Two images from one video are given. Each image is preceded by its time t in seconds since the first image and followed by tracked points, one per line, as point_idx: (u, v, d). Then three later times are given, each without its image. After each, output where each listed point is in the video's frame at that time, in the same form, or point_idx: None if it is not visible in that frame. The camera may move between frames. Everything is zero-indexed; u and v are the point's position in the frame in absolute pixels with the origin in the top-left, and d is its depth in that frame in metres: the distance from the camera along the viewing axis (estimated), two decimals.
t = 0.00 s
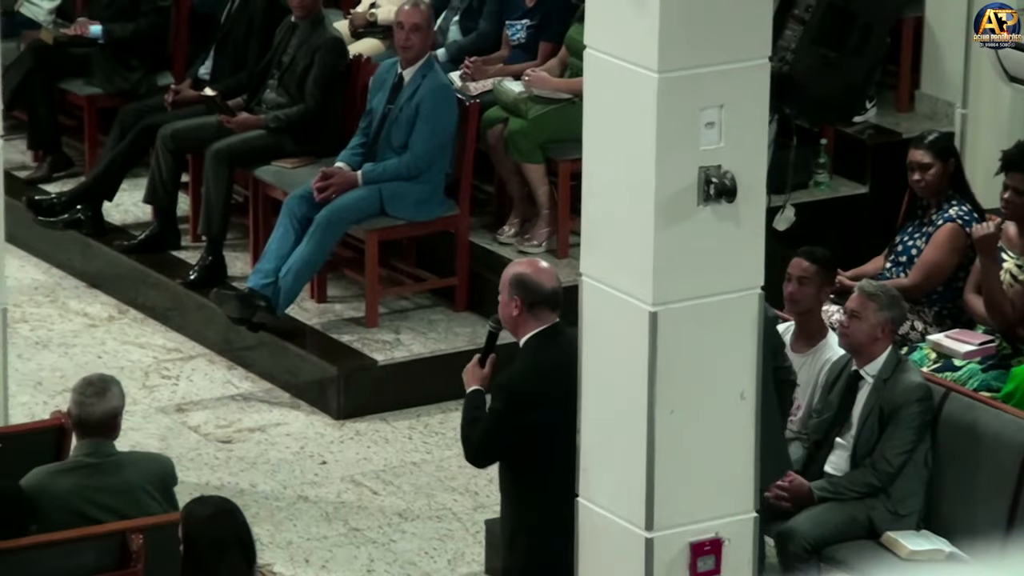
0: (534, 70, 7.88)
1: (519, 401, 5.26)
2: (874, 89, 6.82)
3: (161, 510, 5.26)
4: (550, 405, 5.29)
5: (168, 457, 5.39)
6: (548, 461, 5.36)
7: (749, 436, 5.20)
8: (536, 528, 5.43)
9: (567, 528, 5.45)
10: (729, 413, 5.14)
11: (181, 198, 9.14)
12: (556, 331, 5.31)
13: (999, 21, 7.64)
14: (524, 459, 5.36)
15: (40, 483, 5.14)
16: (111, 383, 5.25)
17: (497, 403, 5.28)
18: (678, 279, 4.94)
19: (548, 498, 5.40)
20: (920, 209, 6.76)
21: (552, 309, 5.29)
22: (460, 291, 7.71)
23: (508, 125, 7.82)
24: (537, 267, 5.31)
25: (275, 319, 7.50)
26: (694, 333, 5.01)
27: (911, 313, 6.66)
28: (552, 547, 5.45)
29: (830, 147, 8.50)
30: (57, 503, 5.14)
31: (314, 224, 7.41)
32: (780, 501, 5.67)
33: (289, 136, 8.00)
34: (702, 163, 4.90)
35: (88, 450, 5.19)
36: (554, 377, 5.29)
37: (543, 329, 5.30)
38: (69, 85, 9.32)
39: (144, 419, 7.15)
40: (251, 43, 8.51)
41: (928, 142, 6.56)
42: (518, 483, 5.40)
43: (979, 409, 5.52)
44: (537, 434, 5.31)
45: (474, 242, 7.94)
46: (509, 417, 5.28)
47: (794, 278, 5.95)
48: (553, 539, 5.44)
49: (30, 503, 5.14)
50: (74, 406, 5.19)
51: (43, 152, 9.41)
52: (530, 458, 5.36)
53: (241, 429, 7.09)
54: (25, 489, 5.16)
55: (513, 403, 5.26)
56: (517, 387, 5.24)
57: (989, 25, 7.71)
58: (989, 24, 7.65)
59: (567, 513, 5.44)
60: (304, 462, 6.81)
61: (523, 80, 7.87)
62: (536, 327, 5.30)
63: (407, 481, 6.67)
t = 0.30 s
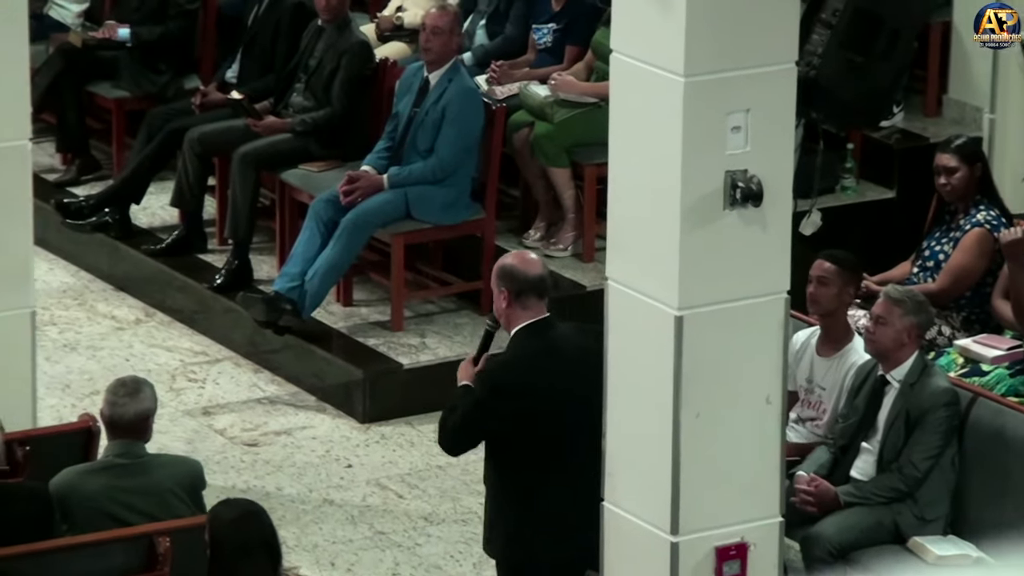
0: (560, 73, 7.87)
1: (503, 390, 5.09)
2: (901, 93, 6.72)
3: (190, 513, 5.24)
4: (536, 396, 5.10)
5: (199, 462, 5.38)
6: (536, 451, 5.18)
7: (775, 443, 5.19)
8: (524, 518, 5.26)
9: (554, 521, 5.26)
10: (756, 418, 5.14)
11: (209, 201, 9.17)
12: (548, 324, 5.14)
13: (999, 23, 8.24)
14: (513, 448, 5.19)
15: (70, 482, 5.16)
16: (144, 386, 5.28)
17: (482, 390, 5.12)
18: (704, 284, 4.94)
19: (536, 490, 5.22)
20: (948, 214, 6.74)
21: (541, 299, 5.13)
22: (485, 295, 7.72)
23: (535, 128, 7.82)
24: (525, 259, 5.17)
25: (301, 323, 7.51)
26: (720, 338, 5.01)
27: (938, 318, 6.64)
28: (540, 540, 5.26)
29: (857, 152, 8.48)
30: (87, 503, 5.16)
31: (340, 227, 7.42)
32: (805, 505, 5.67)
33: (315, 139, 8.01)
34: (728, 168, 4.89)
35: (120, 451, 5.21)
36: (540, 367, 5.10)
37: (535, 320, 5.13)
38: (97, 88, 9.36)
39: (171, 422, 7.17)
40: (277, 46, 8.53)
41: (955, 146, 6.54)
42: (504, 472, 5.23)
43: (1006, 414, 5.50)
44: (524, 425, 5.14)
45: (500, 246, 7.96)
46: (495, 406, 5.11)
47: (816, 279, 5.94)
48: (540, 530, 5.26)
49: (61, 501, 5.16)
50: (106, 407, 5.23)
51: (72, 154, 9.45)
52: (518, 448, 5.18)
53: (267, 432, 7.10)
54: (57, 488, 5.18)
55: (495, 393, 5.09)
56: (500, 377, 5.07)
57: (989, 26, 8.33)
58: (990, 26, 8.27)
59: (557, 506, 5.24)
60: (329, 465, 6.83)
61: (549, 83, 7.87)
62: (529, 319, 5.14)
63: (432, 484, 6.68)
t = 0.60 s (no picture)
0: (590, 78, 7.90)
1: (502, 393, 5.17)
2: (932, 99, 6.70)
3: (219, 518, 5.25)
4: (533, 398, 5.16)
5: (229, 465, 5.38)
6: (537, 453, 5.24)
7: (806, 450, 5.18)
8: (526, 520, 5.30)
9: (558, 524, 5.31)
10: (786, 423, 5.13)
11: (240, 206, 9.20)
12: (539, 325, 5.21)
13: (998, 21, 8.08)
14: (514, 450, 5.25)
15: (101, 487, 5.19)
16: (173, 390, 5.29)
17: (482, 395, 5.20)
18: (733, 289, 4.94)
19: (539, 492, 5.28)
20: (979, 221, 6.72)
21: (526, 298, 5.25)
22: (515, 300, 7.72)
23: (564, 133, 7.85)
24: (507, 264, 5.29)
25: (331, 328, 7.53)
26: (749, 343, 5.00)
27: (970, 324, 6.61)
28: (542, 541, 5.31)
29: (888, 158, 8.46)
30: (117, 507, 5.18)
31: (369, 232, 7.44)
32: (835, 512, 5.65)
33: (345, 144, 8.03)
34: (757, 173, 4.89)
35: (150, 455, 5.22)
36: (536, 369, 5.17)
37: (526, 321, 5.24)
38: (129, 93, 9.39)
39: (201, 427, 7.19)
40: (308, 51, 8.55)
41: (987, 153, 6.53)
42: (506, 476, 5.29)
43: None
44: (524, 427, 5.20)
45: (530, 251, 7.98)
46: (495, 407, 5.18)
47: (841, 284, 5.93)
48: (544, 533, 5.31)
49: (93, 506, 5.19)
50: (136, 411, 5.23)
51: (104, 160, 9.49)
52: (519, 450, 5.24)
53: (296, 437, 7.12)
54: (89, 493, 5.21)
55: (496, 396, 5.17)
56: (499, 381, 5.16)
57: (989, 25, 8.00)
58: (989, 23, 8.09)
59: (560, 508, 5.29)
60: (359, 470, 6.84)
61: (578, 88, 7.90)
62: (520, 320, 5.25)
63: (461, 490, 6.68)
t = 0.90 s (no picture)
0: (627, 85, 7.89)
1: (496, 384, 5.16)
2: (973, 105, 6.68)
3: (258, 524, 5.28)
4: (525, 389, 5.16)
5: (265, 472, 5.41)
6: (533, 447, 5.23)
7: (843, 457, 5.17)
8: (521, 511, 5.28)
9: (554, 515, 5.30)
10: (824, 431, 5.12)
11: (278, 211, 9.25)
12: (533, 315, 5.20)
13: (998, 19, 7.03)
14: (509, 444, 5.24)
15: (141, 492, 5.19)
16: (211, 396, 5.32)
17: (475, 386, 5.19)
18: (771, 296, 4.92)
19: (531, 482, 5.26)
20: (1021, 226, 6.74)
21: (522, 292, 5.24)
22: (553, 306, 7.73)
23: (602, 140, 7.85)
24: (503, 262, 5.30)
25: (368, 335, 7.53)
26: (787, 349, 4.99)
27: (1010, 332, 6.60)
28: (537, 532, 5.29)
29: (928, 165, 8.42)
30: (157, 512, 5.19)
31: (407, 238, 7.46)
32: (873, 519, 5.63)
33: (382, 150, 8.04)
34: (795, 180, 4.88)
35: (189, 461, 5.23)
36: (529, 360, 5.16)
37: (521, 314, 5.22)
38: (168, 99, 9.44)
39: (239, 433, 7.22)
40: (346, 58, 8.57)
41: None
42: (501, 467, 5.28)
43: None
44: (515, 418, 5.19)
45: (568, 257, 8.01)
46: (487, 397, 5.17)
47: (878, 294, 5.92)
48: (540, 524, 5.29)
49: (132, 510, 5.19)
50: (174, 417, 5.26)
51: (143, 165, 9.53)
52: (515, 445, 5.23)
53: (334, 443, 7.14)
54: (127, 498, 5.21)
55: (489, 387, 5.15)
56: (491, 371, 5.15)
57: None
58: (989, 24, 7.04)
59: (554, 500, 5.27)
60: (396, 476, 6.85)
61: (616, 95, 7.88)
62: (516, 314, 5.23)
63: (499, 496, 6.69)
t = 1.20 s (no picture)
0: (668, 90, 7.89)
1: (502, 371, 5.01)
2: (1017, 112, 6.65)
3: (300, 528, 5.30)
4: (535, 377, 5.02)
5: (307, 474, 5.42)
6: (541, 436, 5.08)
7: (886, 463, 5.15)
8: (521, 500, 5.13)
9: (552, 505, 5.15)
10: (867, 436, 5.10)
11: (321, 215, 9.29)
12: (547, 305, 5.07)
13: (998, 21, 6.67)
14: (515, 433, 5.09)
15: (182, 498, 5.21)
16: (250, 400, 5.28)
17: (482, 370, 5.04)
18: (813, 301, 4.91)
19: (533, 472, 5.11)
20: None
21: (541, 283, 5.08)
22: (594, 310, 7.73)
23: (643, 145, 7.86)
24: (530, 243, 5.13)
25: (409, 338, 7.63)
26: (829, 354, 4.97)
27: None
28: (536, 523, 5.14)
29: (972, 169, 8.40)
30: (199, 518, 5.21)
31: (449, 242, 7.50)
32: (916, 524, 5.59)
33: (424, 155, 8.04)
34: (838, 186, 4.86)
35: (230, 467, 5.24)
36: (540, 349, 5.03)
37: (536, 302, 5.08)
38: (211, 104, 9.48)
39: (281, 437, 7.25)
40: (388, 63, 8.59)
41: None
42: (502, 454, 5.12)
43: None
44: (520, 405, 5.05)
45: (610, 262, 8.01)
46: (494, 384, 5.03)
47: (919, 301, 5.90)
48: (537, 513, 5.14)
49: (174, 517, 5.22)
50: (214, 424, 5.25)
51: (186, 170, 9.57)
52: (520, 436, 5.08)
53: (376, 447, 7.16)
54: (170, 504, 5.23)
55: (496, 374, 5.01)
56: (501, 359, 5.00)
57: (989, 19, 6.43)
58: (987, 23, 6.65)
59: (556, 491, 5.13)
60: (437, 481, 6.87)
61: (657, 100, 7.89)
62: (529, 301, 5.08)
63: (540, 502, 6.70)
